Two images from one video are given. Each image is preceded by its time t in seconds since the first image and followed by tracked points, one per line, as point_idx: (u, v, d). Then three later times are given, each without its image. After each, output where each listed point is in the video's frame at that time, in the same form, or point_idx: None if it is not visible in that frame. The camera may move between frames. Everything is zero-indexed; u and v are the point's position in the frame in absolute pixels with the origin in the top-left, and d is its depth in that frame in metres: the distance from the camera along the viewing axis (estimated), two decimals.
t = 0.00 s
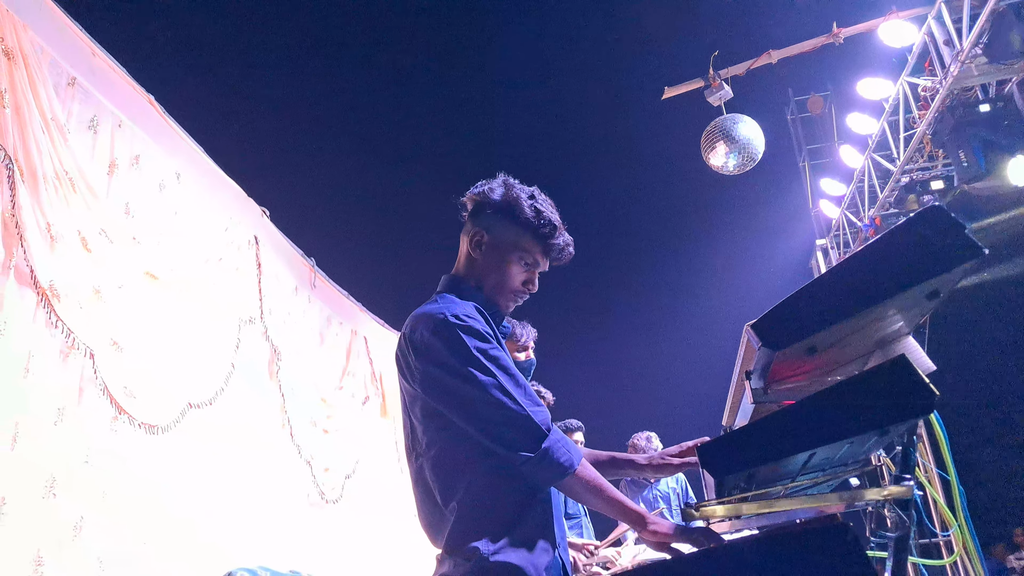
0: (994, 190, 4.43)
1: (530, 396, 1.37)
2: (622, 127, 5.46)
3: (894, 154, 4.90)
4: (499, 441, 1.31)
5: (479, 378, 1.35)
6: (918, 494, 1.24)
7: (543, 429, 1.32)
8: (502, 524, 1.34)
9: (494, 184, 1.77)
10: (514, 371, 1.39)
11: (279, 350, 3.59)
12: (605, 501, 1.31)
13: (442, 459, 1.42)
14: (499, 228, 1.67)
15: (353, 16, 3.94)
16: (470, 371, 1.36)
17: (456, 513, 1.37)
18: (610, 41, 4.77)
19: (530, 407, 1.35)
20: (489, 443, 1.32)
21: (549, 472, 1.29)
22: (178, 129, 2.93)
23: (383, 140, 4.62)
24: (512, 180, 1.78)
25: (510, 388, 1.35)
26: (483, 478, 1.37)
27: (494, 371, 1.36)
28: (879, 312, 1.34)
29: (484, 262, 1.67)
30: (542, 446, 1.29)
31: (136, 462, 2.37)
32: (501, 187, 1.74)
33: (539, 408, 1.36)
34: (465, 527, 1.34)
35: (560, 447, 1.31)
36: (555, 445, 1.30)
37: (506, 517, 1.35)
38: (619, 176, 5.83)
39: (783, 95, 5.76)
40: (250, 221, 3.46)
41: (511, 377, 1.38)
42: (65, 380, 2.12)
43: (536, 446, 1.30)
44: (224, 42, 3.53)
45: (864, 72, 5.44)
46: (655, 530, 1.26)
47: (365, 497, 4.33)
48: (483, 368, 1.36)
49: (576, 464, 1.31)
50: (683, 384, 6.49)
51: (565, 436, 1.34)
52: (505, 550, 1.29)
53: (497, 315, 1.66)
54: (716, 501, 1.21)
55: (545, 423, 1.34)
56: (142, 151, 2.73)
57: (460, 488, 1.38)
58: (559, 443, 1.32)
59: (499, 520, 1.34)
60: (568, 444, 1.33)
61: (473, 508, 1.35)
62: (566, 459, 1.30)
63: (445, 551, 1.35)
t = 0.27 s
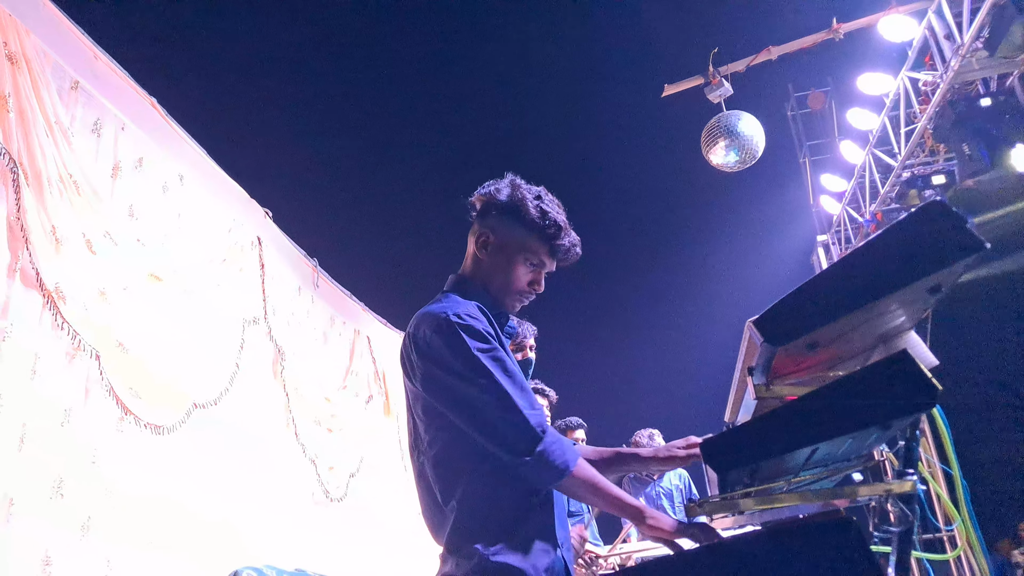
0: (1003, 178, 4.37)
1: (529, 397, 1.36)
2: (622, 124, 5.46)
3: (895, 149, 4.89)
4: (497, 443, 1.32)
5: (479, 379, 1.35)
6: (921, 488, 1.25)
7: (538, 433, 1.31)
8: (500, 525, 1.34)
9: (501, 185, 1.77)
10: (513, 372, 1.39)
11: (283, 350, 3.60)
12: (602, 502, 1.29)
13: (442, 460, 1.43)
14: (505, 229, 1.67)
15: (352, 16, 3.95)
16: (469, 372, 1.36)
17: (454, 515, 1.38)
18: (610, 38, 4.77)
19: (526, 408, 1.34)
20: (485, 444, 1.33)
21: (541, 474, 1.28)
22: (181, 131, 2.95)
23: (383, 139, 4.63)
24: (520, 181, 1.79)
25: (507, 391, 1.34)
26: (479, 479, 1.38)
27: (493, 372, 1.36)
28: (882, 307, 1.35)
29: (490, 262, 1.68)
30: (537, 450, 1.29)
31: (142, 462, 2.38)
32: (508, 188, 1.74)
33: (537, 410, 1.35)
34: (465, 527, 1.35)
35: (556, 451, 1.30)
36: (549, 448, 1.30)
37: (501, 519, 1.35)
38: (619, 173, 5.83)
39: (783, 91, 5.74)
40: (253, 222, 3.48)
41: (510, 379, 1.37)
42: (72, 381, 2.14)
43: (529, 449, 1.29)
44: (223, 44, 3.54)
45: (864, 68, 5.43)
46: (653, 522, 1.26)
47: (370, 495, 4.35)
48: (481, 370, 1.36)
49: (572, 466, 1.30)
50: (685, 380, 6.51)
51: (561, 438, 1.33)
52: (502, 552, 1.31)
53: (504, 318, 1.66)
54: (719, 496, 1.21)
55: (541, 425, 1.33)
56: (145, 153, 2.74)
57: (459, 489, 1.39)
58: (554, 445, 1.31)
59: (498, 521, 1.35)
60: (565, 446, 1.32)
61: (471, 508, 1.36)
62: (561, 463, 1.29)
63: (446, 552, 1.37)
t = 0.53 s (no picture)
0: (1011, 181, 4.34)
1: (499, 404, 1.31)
2: (625, 121, 5.44)
3: (898, 150, 4.87)
4: (456, 446, 1.28)
5: (448, 379, 1.32)
6: (919, 488, 1.24)
7: (495, 438, 1.26)
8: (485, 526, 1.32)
9: (508, 184, 1.75)
10: (488, 373, 1.34)
11: (281, 345, 3.58)
12: (569, 510, 1.24)
13: (429, 459, 1.41)
14: (510, 230, 1.66)
15: (354, 10, 3.93)
16: (441, 371, 1.33)
17: (442, 514, 1.37)
18: (612, 36, 4.75)
19: (489, 413, 1.29)
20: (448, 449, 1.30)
21: (494, 483, 1.23)
22: (179, 124, 2.93)
23: (385, 135, 4.61)
24: (527, 181, 1.77)
25: (472, 394, 1.29)
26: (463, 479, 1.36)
27: (464, 374, 1.32)
28: (882, 305, 1.34)
29: (494, 262, 1.66)
30: (493, 457, 1.24)
31: (138, 456, 2.37)
32: (515, 188, 1.72)
33: (500, 415, 1.30)
34: (452, 527, 1.34)
35: (513, 458, 1.24)
36: (504, 453, 1.24)
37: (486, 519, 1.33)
38: (621, 171, 5.82)
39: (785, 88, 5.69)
40: (251, 217, 3.46)
41: (484, 379, 1.33)
42: (68, 373, 2.12)
43: (486, 456, 1.25)
44: (224, 38, 3.53)
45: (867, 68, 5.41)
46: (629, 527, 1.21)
47: (367, 492, 4.34)
48: (453, 370, 1.32)
49: (531, 474, 1.24)
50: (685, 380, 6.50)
51: (521, 444, 1.27)
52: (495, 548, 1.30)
53: (502, 317, 1.63)
54: (718, 494, 1.20)
55: (500, 431, 1.27)
56: (143, 145, 2.73)
57: (445, 489, 1.38)
58: (512, 451, 1.25)
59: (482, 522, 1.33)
60: (528, 456, 1.26)
61: (458, 508, 1.35)
62: (516, 471, 1.23)
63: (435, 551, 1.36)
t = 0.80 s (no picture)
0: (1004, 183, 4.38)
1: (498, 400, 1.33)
2: (621, 121, 5.45)
3: (892, 151, 4.89)
4: (457, 443, 1.29)
5: (446, 377, 1.33)
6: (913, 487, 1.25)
7: (497, 433, 1.27)
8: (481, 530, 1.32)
9: (503, 185, 1.75)
10: (487, 371, 1.35)
11: (278, 346, 3.58)
12: (572, 502, 1.25)
13: (426, 461, 1.42)
14: (504, 230, 1.66)
15: (351, 10, 3.92)
16: (439, 371, 1.34)
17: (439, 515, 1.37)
18: (609, 36, 4.76)
19: (490, 408, 1.30)
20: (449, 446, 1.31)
21: (497, 477, 1.25)
22: (176, 124, 2.93)
23: (382, 134, 4.61)
24: (522, 181, 1.77)
25: (473, 391, 1.31)
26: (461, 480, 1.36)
27: (462, 372, 1.33)
28: (872, 307, 1.34)
29: (488, 262, 1.67)
30: (495, 452, 1.26)
31: (133, 457, 2.37)
32: (509, 189, 1.72)
33: (500, 411, 1.32)
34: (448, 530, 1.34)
35: (517, 453, 1.26)
36: (506, 448, 1.26)
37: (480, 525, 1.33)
38: (618, 171, 5.83)
39: (783, 90, 5.79)
40: (248, 217, 3.46)
41: (482, 377, 1.34)
42: (63, 375, 2.13)
43: (488, 450, 1.26)
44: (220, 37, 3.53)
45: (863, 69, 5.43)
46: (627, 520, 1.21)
47: (365, 493, 4.34)
48: (451, 369, 1.33)
49: (533, 468, 1.26)
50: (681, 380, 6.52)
51: (523, 438, 1.28)
52: (490, 550, 1.30)
53: (497, 316, 1.65)
54: (714, 494, 1.20)
55: (502, 426, 1.29)
56: (139, 146, 2.73)
57: (442, 490, 1.38)
58: (513, 445, 1.27)
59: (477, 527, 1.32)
60: (530, 451, 1.28)
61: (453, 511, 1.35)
62: (519, 465, 1.24)
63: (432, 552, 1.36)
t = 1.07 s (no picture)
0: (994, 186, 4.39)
1: (513, 395, 1.34)
2: (620, 121, 5.45)
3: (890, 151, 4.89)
4: (475, 439, 1.29)
5: (465, 373, 1.32)
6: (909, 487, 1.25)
7: (517, 428, 1.28)
8: (483, 526, 1.33)
9: (495, 181, 1.75)
10: (497, 367, 1.36)
11: (276, 346, 3.58)
12: (589, 497, 1.27)
13: (426, 458, 1.41)
14: (497, 226, 1.67)
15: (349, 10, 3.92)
16: (456, 367, 1.33)
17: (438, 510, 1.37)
18: (607, 36, 4.76)
19: (507, 404, 1.31)
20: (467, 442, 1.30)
21: (520, 471, 1.26)
22: (175, 123, 2.93)
23: (381, 134, 4.61)
24: (514, 177, 1.76)
25: (490, 387, 1.31)
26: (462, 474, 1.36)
27: (478, 368, 1.33)
28: (868, 308, 1.35)
29: (483, 258, 1.67)
30: (518, 445, 1.26)
31: (130, 457, 2.37)
32: (502, 184, 1.72)
33: (517, 406, 1.32)
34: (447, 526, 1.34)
35: (539, 447, 1.27)
36: (528, 443, 1.27)
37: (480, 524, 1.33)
38: (617, 171, 5.83)
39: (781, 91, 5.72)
40: (246, 216, 3.46)
41: (494, 374, 1.35)
42: (61, 374, 2.13)
43: (509, 445, 1.27)
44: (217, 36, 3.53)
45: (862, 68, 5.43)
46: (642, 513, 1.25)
47: (363, 493, 4.34)
48: (468, 365, 1.33)
49: (553, 462, 1.27)
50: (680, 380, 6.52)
51: (541, 433, 1.30)
52: (489, 551, 1.31)
53: (496, 314, 1.67)
54: (710, 495, 1.20)
55: (521, 421, 1.30)
56: (137, 145, 2.73)
57: (443, 487, 1.38)
58: (534, 440, 1.28)
59: (478, 524, 1.33)
60: (550, 444, 1.30)
61: (453, 507, 1.35)
62: (541, 459, 1.26)
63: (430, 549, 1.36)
